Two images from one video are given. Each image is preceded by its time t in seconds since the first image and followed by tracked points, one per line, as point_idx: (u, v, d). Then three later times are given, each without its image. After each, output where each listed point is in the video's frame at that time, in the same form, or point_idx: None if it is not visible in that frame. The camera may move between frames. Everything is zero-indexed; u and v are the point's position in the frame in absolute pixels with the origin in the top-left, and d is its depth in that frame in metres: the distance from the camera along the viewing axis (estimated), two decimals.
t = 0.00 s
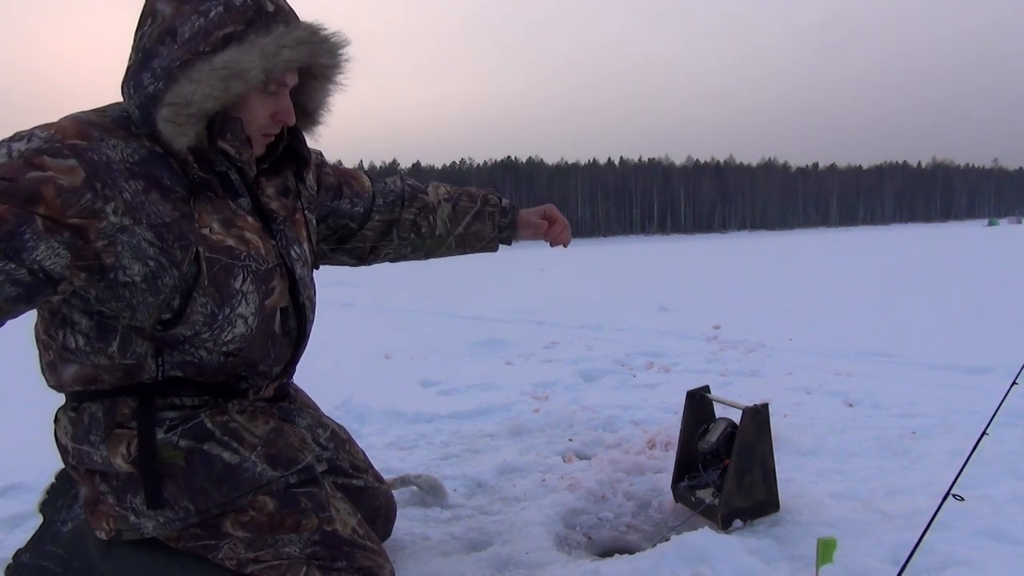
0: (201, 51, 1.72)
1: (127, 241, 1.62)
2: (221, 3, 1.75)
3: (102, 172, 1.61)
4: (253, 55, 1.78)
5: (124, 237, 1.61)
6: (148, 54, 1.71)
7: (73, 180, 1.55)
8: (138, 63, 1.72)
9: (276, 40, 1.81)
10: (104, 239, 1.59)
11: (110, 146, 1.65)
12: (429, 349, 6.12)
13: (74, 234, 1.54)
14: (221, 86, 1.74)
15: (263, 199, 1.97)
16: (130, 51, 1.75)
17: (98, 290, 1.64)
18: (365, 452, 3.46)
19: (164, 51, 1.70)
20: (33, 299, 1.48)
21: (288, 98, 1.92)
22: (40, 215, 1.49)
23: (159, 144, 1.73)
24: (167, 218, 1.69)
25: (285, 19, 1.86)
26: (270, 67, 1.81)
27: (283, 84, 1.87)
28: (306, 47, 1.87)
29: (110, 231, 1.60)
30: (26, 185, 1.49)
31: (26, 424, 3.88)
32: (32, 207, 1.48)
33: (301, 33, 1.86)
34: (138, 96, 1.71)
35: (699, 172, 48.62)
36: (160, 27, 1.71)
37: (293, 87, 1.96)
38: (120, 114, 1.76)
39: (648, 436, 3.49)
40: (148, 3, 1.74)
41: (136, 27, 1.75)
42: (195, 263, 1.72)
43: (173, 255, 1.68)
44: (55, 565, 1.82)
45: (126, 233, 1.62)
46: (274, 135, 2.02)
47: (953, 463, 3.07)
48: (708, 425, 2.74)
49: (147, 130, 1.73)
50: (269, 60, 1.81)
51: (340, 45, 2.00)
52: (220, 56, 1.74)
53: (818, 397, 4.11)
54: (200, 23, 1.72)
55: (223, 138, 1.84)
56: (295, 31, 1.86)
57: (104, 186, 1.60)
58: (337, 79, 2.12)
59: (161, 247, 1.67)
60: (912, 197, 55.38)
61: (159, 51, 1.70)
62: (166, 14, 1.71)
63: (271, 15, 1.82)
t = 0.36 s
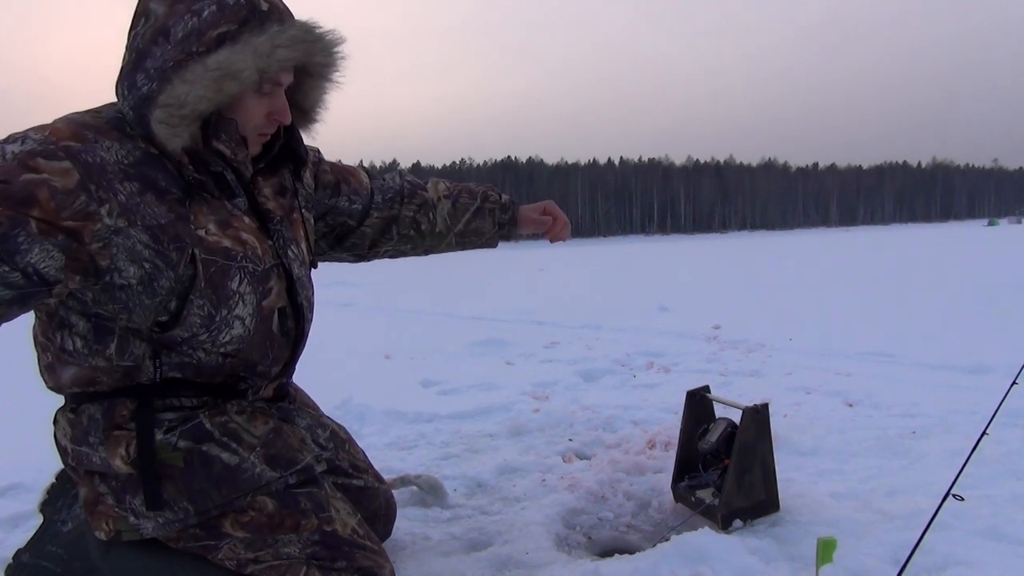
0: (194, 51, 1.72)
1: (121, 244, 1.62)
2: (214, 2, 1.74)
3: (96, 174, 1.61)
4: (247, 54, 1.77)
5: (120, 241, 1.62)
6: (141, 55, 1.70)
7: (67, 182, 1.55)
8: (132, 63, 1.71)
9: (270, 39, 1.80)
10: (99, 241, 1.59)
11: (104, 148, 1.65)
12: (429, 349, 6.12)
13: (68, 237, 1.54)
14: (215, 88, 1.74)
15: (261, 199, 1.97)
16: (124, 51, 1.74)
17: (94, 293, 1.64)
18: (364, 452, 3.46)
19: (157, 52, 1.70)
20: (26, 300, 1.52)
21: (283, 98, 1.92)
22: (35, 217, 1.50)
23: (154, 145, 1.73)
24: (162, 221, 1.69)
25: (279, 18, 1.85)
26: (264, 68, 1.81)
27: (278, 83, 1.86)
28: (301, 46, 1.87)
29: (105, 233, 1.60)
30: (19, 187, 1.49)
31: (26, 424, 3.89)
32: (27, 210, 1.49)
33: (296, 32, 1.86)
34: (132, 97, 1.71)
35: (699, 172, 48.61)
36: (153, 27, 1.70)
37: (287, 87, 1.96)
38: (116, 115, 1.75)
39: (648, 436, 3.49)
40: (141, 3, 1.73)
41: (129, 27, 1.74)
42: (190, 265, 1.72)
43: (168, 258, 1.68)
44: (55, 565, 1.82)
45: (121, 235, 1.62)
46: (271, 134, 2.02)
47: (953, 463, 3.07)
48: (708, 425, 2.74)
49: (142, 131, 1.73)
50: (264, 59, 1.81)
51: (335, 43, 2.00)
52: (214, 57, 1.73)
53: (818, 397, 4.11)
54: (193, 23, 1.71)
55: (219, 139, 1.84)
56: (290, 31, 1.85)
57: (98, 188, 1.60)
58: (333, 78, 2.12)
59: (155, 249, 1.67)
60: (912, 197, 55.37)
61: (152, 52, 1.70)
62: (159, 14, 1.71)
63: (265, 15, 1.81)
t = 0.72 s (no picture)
0: (191, 51, 1.72)
1: (119, 244, 1.62)
2: (210, 2, 1.74)
3: (93, 174, 1.61)
4: (243, 54, 1.77)
5: (117, 242, 1.62)
6: (137, 55, 1.70)
7: (64, 183, 1.55)
8: (128, 64, 1.71)
9: (267, 39, 1.80)
10: (96, 242, 1.59)
11: (101, 148, 1.65)
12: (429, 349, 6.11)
13: (65, 238, 1.55)
14: (212, 88, 1.74)
15: (259, 200, 1.97)
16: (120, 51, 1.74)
17: (92, 294, 1.64)
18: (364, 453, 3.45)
19: (153, 52, 1.70)
20: (24, 300, 1.53)
21: (280, 97, 1.92)
22: (32, 218, 1.51)
23: (151, 146, 1.73)
24: (160, 221, 1.69)
25: (276, 17, 1.85)
26: (261, 67, 1.81)
27: (275, 83, 1.87)
28: (299, 46, 1.86)
29: (102, 234, 1.60)
30: (16, 188, 1.50)
31: (26, 425, 3.88)
32: (23, 210, 1.49)
33: (293, 30, 1.85)
34: (129, 98, 1.71)
35: (700, 172, 48.60)
36: (149, 27, 1.70)
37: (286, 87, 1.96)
38: (113, 115, 1.75)
39: (648, 436, 3.49)
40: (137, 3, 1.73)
41: (125, 26, 1.74)
42: (188, 266, 1.72)
43: (166, 259, 1.68)
44: (55, 565, 1.82)
45: (118, 236, 1.62)
46: (268, 134, 2.02)
47: (953, 463, 3.07)
48: (708, 425, 2.74)
49: (139, 131, 1.73)
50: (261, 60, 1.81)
51: (333, 43, 2.00)
52: (210, 57, 1.73)
53: (818, 397, 4.10)
54: (189, 23, 1.71)
55: (215, 139, 1.84)
56: (287, 30, 1.85)
57: (96, 189, 1.60)
58: (331, 77, 2.12)
59: (153, 250, 1.67)
60: (912, 197, 55.38)
61: (149, 52, 1.70)
62: (155, 14, 1.71)
63: (261, 14, 1.81)
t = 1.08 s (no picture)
0: (188, 50, 1.72)
1: (117, 244, 1.62)
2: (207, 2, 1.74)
3: (90, 174, 1.61)
4: (240, 53, 1.77)
5: (114, 241, 1.61)
6: (134, 55, 1.70)
7: (61, 183, 1.55)
8: (125, 64, 1.71)
9: (264, 38, 1.80)
10: (93, 242, 1.59)
11: (98, 148, 1.65)
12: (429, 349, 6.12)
13: (62, 238, 1.54)
14: (208, 88, 1.74)
15: (258, 200, 1.97)
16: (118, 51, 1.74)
17: (90, 294, 1.64)
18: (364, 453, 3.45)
19: (150, 52, 1.70)
20: (22, 301, 1.52)
21: (278, 96, 1.92)
22: (29, 218, 1.50)
23: (148, 146, 1.73)
24: (158, 221, 1.69)
25: (273, 16, 1.85)
26: (258, 66, 1.81)
27: (272, 82, 1.87)
28: (296, 44, 1.86)
29: (100, 234, 1.60)
30: (13, 188, 1.50)
31: (25, 425, 3.88)
32: (20, 210, 1.49)
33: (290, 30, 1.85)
34: (126, 98, 1.71)
35: (700, 172, 48.60)
36: (146, 27, 1.70)
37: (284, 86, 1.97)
38: (111, 115, 1.75)
39: (647, 436, 3.49)
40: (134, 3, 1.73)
41: (122, 26, 1.74)
42: (187, 265, 1.72)
43: (164, 259, 1.68)
44: (55, 565, 1.82)
45: (116, 236, 1.62)
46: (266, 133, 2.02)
47: (953, 463, 3.07)
48: (708, 425, 2.74)
49: (136, 130, 1.73)
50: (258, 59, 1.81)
51: (330, 41, 2.00)
52: (206, 56, 1.73)
53: (818, 397, 4.11)
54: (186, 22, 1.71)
55: (213, 139, 1.84)
56: (283, 29, 1.85)
57: (93, 189, 1.60)
58: (329, 76, 2.12)
59: (151, 250, 1.67)
60: (912, 197, 55.39)
61: (145, 52, 1.70)
62: (152, 13, 1.71)
63: (258, 13, 1.81)
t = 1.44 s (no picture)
0: (189, 51, 1.72)
1: (117, 244, 1.62)
2: (208, 2, 1.74)
3: (90, 174, 1.61)
4: (241, 53, 1.76)
5: (114, 241, 1.61)
6: (135, 55, 1.70)
7: (62, 183, 1.55)
8: (126, 64, 1.71)
9: (265, 38, 1.80)
10: (93, 242, 1.59)
11: (98, 148, 1.65)
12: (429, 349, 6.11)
13: (62, 238, 1.54)
14: (209, 88, 1.74)
15: (259, 200, 1.97)
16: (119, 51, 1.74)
17: (90, 294, 1.64)
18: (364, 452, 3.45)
19: (151, 52, 1.70)
20: (22, 301, 1.52)
21: (279, 97, 1.92)
22: (29, 218, 1.50)
23: (149, 146, 1.73)
24: (158, 222, 1.69)
25: (274, 16, 1.85)
26: (259, 67, 1.81)
27: (273, 83, 1.87)
28: (296, 45, 1.86)
29: (100, 234, 1.60)
30: (15, 188, 1.49)
31: (25, 425, 3.87)
32: (21, 210, 1.49)
33: (291, 30, 1.85)
34: (127, 98, 1.71)
35: (700, 173, 48.60)
36: (147, 27, 1.70)
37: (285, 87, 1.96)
38: (112, 115, 1.75)
39: (647, 436, 3.49)
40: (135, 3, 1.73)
41: (124, 26, 1.74)
42: (187, 265, 1.72)
43: (164, 259, 1.68)
44: (55, 565, 1.82)
45: (116, 236, 1.61)
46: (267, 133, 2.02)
47: (953, 463, 3.07)
48: (708, 425, 2.74)
49: (137, 131, 1.73)
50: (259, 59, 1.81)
51: (332, 42, 2.00)
52: (208, 57, 1.73)
53: (818, 397, 4.11)
54: (187, 23, 1.71)
55: (214, 139, 1.84)
56: (285, 30, 1.85)
57: (94, 189, 1.60)
58: (331, 77, 2.12)
59: (151, 251, 1.67)
60: (912, 197, 55.39)
61: (147, 52, 1.70)
62: (154, 14, 1.71)
63: (259, 14, 1.81)
